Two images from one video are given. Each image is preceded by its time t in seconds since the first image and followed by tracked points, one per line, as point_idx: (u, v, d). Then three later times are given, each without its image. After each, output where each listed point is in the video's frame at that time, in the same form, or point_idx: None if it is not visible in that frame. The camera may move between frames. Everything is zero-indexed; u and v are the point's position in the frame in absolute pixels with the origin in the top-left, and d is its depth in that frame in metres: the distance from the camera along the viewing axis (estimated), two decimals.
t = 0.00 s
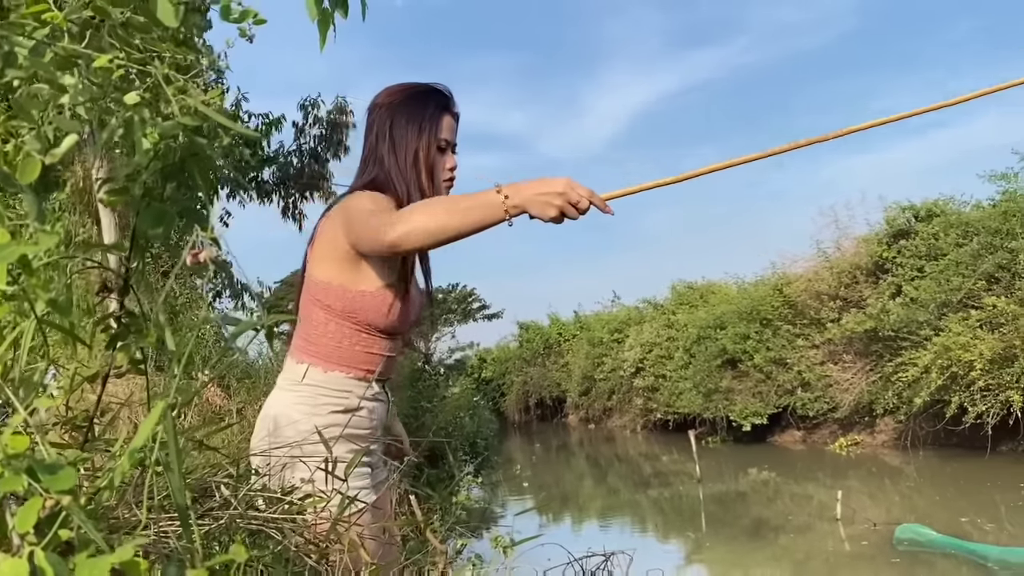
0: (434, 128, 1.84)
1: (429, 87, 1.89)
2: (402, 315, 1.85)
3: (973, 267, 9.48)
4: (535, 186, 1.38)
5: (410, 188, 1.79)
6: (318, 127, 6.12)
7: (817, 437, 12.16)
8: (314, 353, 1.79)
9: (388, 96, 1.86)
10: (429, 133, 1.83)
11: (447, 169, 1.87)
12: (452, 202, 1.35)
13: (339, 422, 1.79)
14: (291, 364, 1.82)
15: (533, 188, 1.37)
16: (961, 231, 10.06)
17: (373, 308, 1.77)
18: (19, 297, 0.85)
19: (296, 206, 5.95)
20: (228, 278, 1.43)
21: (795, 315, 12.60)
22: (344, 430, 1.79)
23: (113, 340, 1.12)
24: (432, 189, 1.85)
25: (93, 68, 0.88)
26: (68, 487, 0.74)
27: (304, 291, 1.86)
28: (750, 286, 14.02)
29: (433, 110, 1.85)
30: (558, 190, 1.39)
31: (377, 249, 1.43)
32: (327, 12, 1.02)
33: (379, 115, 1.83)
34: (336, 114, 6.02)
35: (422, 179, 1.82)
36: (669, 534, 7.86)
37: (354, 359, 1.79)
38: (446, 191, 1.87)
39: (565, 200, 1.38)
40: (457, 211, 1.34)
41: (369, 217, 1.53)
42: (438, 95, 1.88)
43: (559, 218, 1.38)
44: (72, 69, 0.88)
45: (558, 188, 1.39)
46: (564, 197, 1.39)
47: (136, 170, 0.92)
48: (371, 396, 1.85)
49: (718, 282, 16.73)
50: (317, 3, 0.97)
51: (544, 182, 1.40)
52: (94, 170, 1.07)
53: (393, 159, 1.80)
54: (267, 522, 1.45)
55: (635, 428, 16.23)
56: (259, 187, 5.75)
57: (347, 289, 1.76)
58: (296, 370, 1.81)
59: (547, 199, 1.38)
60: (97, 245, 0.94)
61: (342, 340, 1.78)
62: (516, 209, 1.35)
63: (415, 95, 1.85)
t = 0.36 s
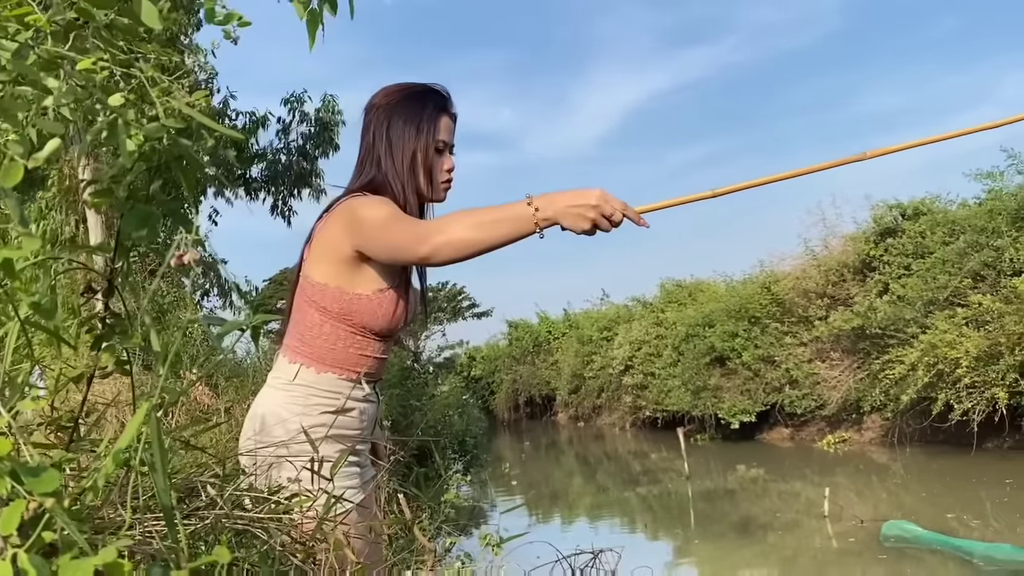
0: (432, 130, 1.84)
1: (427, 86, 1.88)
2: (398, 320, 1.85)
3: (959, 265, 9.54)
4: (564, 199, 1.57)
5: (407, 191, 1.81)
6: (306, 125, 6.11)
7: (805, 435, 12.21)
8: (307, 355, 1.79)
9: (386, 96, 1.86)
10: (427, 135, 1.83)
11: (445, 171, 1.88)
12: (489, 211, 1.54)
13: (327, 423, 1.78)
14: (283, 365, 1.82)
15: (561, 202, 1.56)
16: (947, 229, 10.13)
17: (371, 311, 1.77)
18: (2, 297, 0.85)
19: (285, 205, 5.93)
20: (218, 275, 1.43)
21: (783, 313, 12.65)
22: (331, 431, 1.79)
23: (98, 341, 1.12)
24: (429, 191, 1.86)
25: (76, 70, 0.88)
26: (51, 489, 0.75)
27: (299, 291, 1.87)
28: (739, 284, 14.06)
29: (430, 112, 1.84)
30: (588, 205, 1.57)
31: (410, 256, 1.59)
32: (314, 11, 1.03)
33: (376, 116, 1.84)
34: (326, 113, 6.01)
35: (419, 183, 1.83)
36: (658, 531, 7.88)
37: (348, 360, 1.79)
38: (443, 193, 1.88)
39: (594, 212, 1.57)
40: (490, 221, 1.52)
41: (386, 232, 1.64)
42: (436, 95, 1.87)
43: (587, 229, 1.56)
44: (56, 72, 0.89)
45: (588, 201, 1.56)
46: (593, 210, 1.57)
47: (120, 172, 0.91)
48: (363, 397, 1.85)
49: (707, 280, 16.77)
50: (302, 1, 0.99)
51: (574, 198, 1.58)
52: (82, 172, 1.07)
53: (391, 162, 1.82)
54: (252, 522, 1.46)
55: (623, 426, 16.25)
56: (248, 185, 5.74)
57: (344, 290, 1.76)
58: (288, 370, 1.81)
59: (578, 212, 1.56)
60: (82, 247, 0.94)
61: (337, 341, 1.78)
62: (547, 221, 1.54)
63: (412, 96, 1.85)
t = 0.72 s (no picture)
0: (415, 127, 1.84)
1: (411, 84, 1.88)
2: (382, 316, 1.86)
3: (940, 261, 9.63)
4: (548, 208, 1.57)
5: (390, 188, 1.81)
6: (291, 120, 6.08)
7: (788, 429, 12.30)
8: (290, 352, 1.79)
9: (370, 93, 1.86)
10: (411, 133, 1.84)
11: (428, 168, 1.88)
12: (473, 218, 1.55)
13: (309, 419, 1.79)
14: (266, 361, 1.83)
15: (545, 210, 1.57)
16: (929, 225, 10.21)
17: (354, 310, 1.77)
18: None
19: (269, 200, 5.90)
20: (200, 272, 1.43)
21: (767, 309, 12.71)
22: (313, 427, 1.80)
23: (77, 339, 1.12)
24: (413, 189, 1.86)
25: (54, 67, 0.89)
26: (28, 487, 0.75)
27: (283, 287, 1.87)
28: (723, 280, 14.12)
29: (414, 110, 1.85)
30: (572, 214, 1.58)
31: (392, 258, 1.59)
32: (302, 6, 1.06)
33: (359, 113, 1.84)
34: (310, 108, 5.98)
35: (403, 180, 1.84)
36: (643, 526, 7.92)
37: (331, 357, 1.80)
38: (427, 192, 1.88)
39: (577, 221, 1.57)
40: (473, 228, 1.53)
41: (368, 233, 1.64)
42: (420, 93, 1.87)
43: (570, 239, 1.57)
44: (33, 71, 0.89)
45: (572, 210, 1.57)
46: (576, 219, 1.57)
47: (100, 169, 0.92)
48: (345, 392, 1.85)
49: (692, 275, 16.81)
50: None
51: (559, 206, 1.59)
52: (64, 169, 1.07)
53: (374, 159, 1.82)
54: (232, 519, 1.47)
55: (608, 421, 16.30)
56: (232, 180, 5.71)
57: (327, 288, 1.76)
58: (271, 368, 1.82)
59: (561, 220, 1.57)
60: (61, 245, 0.95)
61: (320, 338, 1.78)
62: (529, 230, 1.55)
63: (396, 93, 1.85)
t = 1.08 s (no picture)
0: (389, 123, 1.84)
1: (384, 78, 1.88)
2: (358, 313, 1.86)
3: (918, 254, 9.72)
4: (520, 238, 1.62)
5: (364, 184, 1.82)
6: (271, 112, 6.05)
7: (768, 421, 12.40)
8: (265, 348, 1.79)
9: (343, 89, 1.85)
10: (384, 129, 1.83)
11: (402, 164, 1.88)
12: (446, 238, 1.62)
13: (286, 414, 1.79)
14: (242, 357, 1.83)
15: (516, 240, 1.62)
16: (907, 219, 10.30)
17: (328, 308, 1.78)
18: None
19: (250, 193, 5.87)
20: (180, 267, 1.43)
21: (747, 301, 12.79)
22: (290, 422, 1.81)
23: (51, 335, 1.13)
24: (387, 184, 1.87)
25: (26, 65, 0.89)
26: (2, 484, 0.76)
27: (258, 281, 1.86)
28: (704, 273, 14.18)
29: (388, 105, 1.85)
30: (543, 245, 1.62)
31: (361, 266, 1.62)
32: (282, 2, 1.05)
33: (332, 109, 1.84)
34: (290, 101, 5.95)
35: (377, 176, 1.84)
36: (625, 518, 7.97)
37: (307, 353, 1.80)
38: (402, 186, 1.89)
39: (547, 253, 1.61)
40: (443, 249, 1.59)
41: (340, 238, 1.66)
42: (393, 87, 1.87)
43: (538, 270, 1.61)
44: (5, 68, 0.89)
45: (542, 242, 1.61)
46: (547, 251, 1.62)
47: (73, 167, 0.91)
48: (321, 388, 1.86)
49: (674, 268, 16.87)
50: None
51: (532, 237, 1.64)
52: (41, 164, 1.07)
53: (347, 156, 1.82)
54: (209, 515, 1.47)
55: (591, 414, 16.34)
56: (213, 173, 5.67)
57: (302, 285, 1.76)
58: (247, 363, 1.82)
59: (531, 251, 1.61)
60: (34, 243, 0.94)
61: (294, 334, 1.78)
62: (498, 258, 1.60)
63: (369, 88, 1.85)
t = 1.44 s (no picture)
0: (363, 118, 1.85)
1: (357, 71, 1.88)
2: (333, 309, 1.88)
3: (894, 245, 9.83)
4: (496, 285, 1.62)
5: (339, 180, 1.83)
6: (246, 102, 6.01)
7: (745, 410, 12.51)
8: (241, 342, 1.80)
9: (316, 83, 1.85)
10: (358, 124, 1.84)
11: (377, 158, 1.90)
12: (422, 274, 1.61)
13: (258, 409, 1.81)
14: (216, 351, 1.83)
15: (493, 286, 1.62)
16: (883, 210, 10.41)
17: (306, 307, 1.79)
18: None
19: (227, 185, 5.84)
20: (156, 258, 1.43)
21: (725, 292, 12.88)
22: (263, 415, 1.82)
23: (16, 331, 1.13)
24: (362, 178, 1.88)
25: None
26: None
27: (232, 277, 1.87)
28: (682, 263, 14.25)
29: (361, 100, 1.85)
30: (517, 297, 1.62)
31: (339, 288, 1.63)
32: None
33: (305, 104, 1.84)
34: (264, 88, 5.89)
35: (353, 171, 1.85)
36: (603, 507, 8.03)
37: (283, 348, 1.82)
38: (377, 180, 1.91)
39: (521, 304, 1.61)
40: (420, 285, 1.57)
41: (319, 252, 1.66)
42: (367, 81, 1.87)
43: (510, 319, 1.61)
44: None
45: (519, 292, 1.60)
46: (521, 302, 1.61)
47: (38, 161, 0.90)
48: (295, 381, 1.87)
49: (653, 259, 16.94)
50: None
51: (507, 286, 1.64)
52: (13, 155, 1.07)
53: (322, 152, 1.83)
54: (180, 509, 1.48)
55: (571, 404, 16.38)
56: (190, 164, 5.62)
57: (278, 283, 1.77)
58: (221, 357, 1.83)
59: (504, 301, 1.61)
60: None
61: (271, 330, 1.80)
62: (474, 303, 1.59)
63: (343, 83, 1.85)
